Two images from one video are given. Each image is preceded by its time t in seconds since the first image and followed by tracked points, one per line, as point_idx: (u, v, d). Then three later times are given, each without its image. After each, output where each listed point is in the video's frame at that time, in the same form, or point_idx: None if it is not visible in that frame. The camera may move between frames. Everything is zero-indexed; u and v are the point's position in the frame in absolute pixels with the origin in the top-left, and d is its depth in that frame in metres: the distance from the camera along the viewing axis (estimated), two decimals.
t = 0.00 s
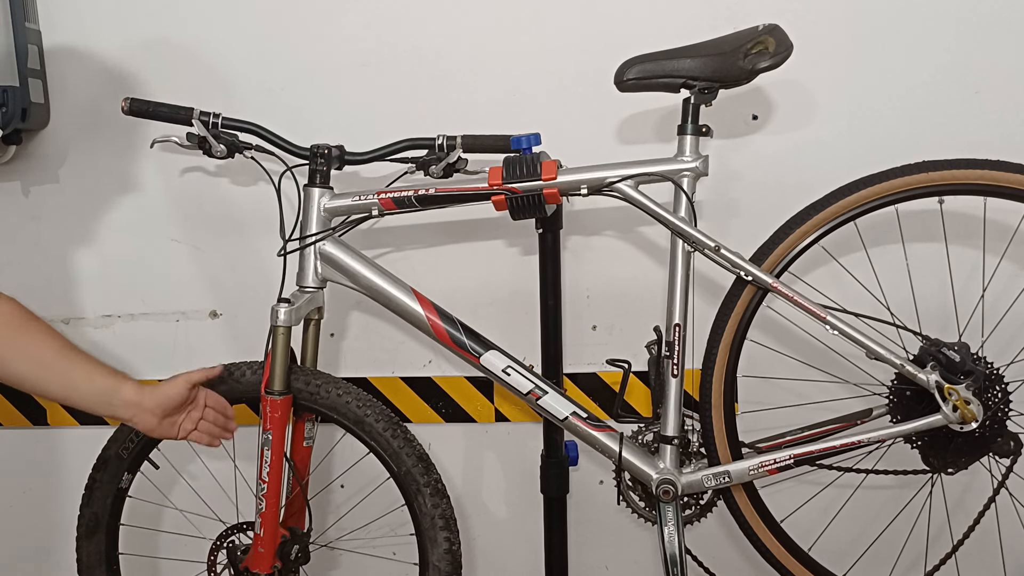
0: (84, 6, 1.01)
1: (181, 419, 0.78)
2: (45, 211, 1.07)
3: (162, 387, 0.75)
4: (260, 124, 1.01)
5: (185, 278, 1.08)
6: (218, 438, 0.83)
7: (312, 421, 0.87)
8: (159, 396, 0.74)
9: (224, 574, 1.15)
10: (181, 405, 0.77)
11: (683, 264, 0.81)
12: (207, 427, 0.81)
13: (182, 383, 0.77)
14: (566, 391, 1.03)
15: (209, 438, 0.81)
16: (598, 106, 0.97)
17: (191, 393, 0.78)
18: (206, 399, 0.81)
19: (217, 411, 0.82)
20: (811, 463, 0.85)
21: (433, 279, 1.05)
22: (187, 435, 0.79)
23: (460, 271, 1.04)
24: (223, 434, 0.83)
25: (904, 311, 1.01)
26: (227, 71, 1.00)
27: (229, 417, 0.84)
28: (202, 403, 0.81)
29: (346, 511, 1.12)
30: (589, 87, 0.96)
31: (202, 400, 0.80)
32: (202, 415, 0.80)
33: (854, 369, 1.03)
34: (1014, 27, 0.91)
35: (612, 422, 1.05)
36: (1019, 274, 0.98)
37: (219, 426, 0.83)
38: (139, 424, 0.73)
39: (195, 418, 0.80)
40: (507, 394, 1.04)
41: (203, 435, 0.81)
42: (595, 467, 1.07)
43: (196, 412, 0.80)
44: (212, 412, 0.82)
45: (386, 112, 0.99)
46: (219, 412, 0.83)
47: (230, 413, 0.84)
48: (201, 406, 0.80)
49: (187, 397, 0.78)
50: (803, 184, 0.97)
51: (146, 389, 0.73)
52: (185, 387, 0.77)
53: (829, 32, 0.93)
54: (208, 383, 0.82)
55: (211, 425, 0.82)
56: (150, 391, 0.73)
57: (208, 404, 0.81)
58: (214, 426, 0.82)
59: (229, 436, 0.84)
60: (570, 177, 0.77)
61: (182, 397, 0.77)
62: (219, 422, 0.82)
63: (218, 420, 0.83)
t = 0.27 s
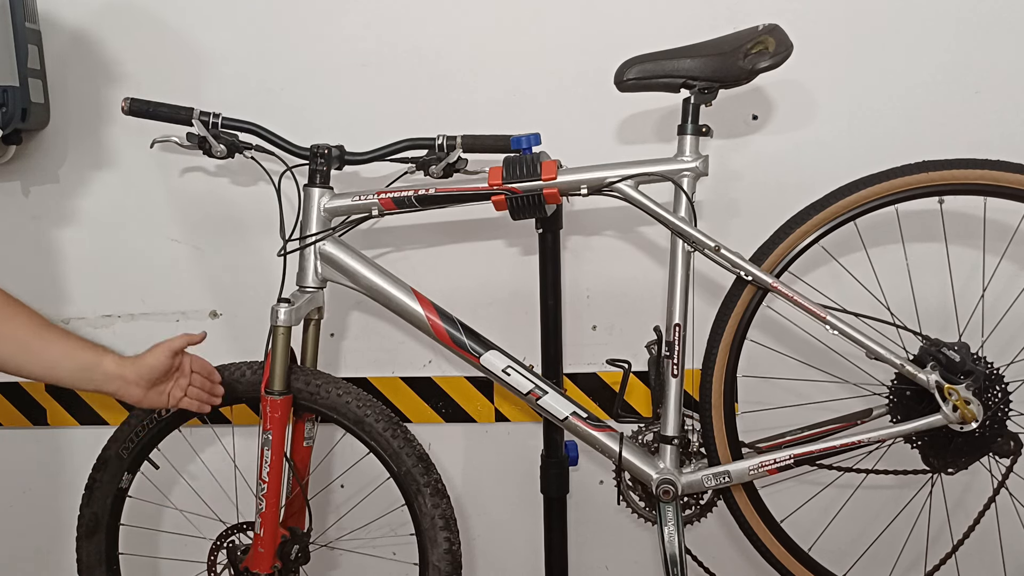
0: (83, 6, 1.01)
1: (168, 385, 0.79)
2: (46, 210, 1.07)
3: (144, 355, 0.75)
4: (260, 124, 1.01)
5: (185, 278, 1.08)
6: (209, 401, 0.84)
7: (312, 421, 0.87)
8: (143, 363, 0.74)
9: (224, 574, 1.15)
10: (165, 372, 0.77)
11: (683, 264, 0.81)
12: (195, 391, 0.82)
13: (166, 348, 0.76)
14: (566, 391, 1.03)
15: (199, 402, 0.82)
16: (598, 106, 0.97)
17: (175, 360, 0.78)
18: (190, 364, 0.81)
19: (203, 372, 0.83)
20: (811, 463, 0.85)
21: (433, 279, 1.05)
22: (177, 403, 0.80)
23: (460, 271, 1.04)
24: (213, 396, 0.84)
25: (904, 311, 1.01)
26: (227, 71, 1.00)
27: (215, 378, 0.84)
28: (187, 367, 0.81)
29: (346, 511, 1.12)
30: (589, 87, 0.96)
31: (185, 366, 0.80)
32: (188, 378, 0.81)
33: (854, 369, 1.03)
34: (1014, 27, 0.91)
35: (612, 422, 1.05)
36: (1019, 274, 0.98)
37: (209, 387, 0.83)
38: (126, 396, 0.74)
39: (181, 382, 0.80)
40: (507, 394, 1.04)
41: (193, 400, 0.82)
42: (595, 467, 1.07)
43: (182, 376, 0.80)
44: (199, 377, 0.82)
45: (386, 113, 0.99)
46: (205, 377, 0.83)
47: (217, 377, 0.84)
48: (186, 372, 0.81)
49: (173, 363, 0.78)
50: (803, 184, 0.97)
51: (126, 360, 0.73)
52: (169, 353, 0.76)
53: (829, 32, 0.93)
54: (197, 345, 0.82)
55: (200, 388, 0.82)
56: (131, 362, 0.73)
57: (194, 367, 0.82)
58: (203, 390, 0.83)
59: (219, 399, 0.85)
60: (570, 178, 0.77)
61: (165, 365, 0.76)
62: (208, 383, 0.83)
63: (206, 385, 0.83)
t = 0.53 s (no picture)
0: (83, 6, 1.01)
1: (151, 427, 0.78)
2: (45, 210, 1.07)
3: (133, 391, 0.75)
4: (260, 124, 1.01)
5: (185, 278, 1.08)
6: (188, 450, 0.82)
7: (312, 421, 0.87)
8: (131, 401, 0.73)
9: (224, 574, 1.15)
10: (152, 413, 0.76)
11: (683, 264, 0.81)
12: (177, 437, 0.80)
13: (153, 389, 0.76)
14: (566, 391, 1.03)
15: (179, 449, 0.81)
16: (598, 106, 0.97)
17: (162, 402, 0.78)
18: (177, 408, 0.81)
19: (189, 420, 0.82)
20: (811, 463, 0.85)
21: (433, 279, 1.05)
22: (156, 446, 0.79)
23: (460, 271, 1.04)
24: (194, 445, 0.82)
25: (904, 311, 1.01)
26: (227, 71, 1.01)
27: (201, 426, 0.84)
28: (174, 412, 0.80)
29: (345, 511, 1.12)
30: (589, 87, 0.96)
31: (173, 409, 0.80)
32: (172, 423, 0.80)
33: (854, 369, 1.03)
34: (1014, 27, 0.91)
35: (612, 422, 1.05)
36: (1019, 274, 0.98)
37: (192, 434, 0.82)
38: (107, 431, 0.72)
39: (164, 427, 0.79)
40: (507, 394, 1.04)
41: (171, 444, 0.80)
42: (595, 467, 1.07)
43: (167, 420, 0.79)
44: (183, 422, 0.81)
45: (386, 113, 0.99)
46: (191, 423, 0.82)
47: (202, 424, 0.83)
48: (173, 415, 0.80)
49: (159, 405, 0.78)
50: (803, 184, 0.97)
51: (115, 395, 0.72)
52: (155, 394, 0.76)
53: (829, 32, 0.93)
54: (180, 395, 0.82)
55: (182, 436, 0.81)
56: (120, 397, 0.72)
57: (180, 413, 0.81)
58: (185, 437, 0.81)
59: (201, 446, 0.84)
60: (570, 178, 0.77)
61: (153, 405, 0.76)
62: (192, 430, 0.82)
63: (189, 430, 0.82)
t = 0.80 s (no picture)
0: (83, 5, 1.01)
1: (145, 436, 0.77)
2: (45, 210, 1.07)
3: (129, 401, 0.74)
4: (260, 124, 1.01)
5: (185, 278, 1.08)
6: (180, 461, 0.81)
7: (312, 421, 0.87)
8: (126, 411, 0.73)
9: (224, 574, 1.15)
10: (146, 423, 0.76)
11: (683, 264, 0.81)
12: (169, 447, 0.80)
13: (149, 399, 0.76)
14: (566, 391, 1.03)
15: (171, 459, 0.80)
16: (598, 106, 0.97)
17: (157, 412, 0.77)
18: (172, 419, 0.80)
19: (183, 431, 0.81)
20: (811, 463, 0.85)
21: (433, 280, 1.05)
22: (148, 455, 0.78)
23: (460, 271, 1.04)
24: (185, 456, 0.81)
25: (904, 311, 1.01)
26: (227, 71, 1.01)
27: (194, 437, 0.82)
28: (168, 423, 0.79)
29: (345, 511, 1.12)
30: (589, 87, 0.96)
31: (167, 418, 0.79)
32: (167, 434, 0.79)
33: (854, 369, 1.03)
34: (1014, 27, 0.91)
35: (612, 422, 1.05)
36: (1019, 274, 0.98)
37: (185, 445, 0.81)
38: (101, 441, 0.71)
39: (159, 437, 0.78)
40: (507, 394, 1.04)
41: (164, 455, 0.79)
42: (595, 467, 1.07)
43: (162, 430, 0.79)
44: (177, 434, 0.80)
45: (386, 113, 0.99)
46: (185, 434, 0.81)
47: (197, 436, 0.82)
48: (167, 426, 0.79)
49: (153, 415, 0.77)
50: (803, 184, 0.97)
51: (112, 403, 0.72)
52: (152, 404, 0.76)
53: (829, 32, 0.93)
54: (175, 405, 0.81)
55: (173, 446, 0.80)
56: (116, 406, 0.72)
57: (174, 424, 0.80)
58: (177, 446, 0.80)
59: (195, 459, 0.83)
60: (570, 178, 0.77)
61: (149, 415, 0.75)
62: (185, 442, 0.81)
63: (183, 441, 0.81)
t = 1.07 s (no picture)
0: (83, 6, 1.01)
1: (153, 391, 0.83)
2: (45, 211, 1.07)
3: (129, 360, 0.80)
4: (260, 124, 1.01)
5: (185, 278, 1.08)
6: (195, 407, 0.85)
7: (312, 421, 0.87)
8: (127, 368, 0.79)
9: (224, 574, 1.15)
10: (150, 377, 0.81)
11: (683, 264, 0.81)
12: (181, 399, 0.84)
13: (147, 353, 0.81)
14: (566, 391, 1.03)
15: (184, 409, 0.84)
16: (598, 106, 0.97)
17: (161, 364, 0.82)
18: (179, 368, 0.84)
19: (192, 377, 0.84)
20: (811, 463, 0.85)
21: (433, 280, 1.05)
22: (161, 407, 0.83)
23: (460, 271, 1.04)
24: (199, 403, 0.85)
25: (904, 311, 1.01)
26: (227, 71, 1.01)
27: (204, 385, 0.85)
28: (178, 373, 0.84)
29: (345, 511, 1.12)
30: (589, 87, 0.96)
31: (173, 369, 0.84)
32: (174, 383, 0.84)
33: (854, 369, 1.03)
34: (1014, 27, 0.91)
35: (612, 422, 1.05)
36: (1019, 274, 0.98)
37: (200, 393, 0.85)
38: (111, 401, 0.79)
39: (168, 387, 0.83)
40: (507, 394, 1.04)
41: (177, 406, 0.84)
42: (596, 467, 1.07)
43: (169, 381, 0.83)
44: (184, 383, 0.84)
45: (385, 113, 0.99)
46: (192, 382, 0.84)
47: (204, 381, 0.85)
48: (173, 377, 0.83)
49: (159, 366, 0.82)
50: (803, 183, 0.97)
51: (112, 365, 0.79)
52: (149, 357, 0.81)
53: (829, 32, 0.93)
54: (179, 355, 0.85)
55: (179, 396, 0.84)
56: (118, 366, 0.79)
57: (179, 373, 0.84)
58: (189, 397, 0.84)
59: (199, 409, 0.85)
60: (570, 178, 0.77)
61: (150, 369, 0.81)
62: (196, 391, 0.84)
63: (191, 389, 0.84)
